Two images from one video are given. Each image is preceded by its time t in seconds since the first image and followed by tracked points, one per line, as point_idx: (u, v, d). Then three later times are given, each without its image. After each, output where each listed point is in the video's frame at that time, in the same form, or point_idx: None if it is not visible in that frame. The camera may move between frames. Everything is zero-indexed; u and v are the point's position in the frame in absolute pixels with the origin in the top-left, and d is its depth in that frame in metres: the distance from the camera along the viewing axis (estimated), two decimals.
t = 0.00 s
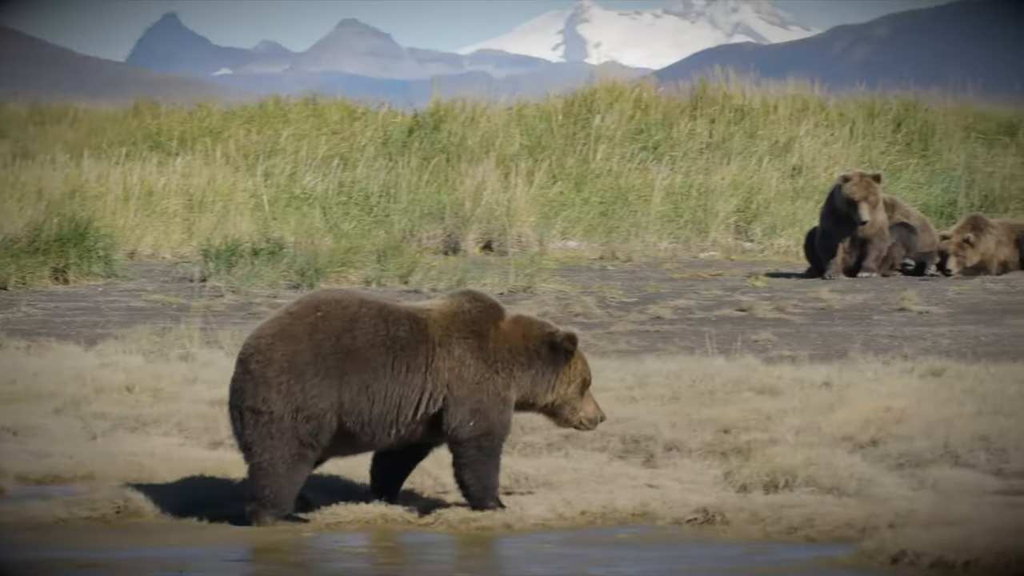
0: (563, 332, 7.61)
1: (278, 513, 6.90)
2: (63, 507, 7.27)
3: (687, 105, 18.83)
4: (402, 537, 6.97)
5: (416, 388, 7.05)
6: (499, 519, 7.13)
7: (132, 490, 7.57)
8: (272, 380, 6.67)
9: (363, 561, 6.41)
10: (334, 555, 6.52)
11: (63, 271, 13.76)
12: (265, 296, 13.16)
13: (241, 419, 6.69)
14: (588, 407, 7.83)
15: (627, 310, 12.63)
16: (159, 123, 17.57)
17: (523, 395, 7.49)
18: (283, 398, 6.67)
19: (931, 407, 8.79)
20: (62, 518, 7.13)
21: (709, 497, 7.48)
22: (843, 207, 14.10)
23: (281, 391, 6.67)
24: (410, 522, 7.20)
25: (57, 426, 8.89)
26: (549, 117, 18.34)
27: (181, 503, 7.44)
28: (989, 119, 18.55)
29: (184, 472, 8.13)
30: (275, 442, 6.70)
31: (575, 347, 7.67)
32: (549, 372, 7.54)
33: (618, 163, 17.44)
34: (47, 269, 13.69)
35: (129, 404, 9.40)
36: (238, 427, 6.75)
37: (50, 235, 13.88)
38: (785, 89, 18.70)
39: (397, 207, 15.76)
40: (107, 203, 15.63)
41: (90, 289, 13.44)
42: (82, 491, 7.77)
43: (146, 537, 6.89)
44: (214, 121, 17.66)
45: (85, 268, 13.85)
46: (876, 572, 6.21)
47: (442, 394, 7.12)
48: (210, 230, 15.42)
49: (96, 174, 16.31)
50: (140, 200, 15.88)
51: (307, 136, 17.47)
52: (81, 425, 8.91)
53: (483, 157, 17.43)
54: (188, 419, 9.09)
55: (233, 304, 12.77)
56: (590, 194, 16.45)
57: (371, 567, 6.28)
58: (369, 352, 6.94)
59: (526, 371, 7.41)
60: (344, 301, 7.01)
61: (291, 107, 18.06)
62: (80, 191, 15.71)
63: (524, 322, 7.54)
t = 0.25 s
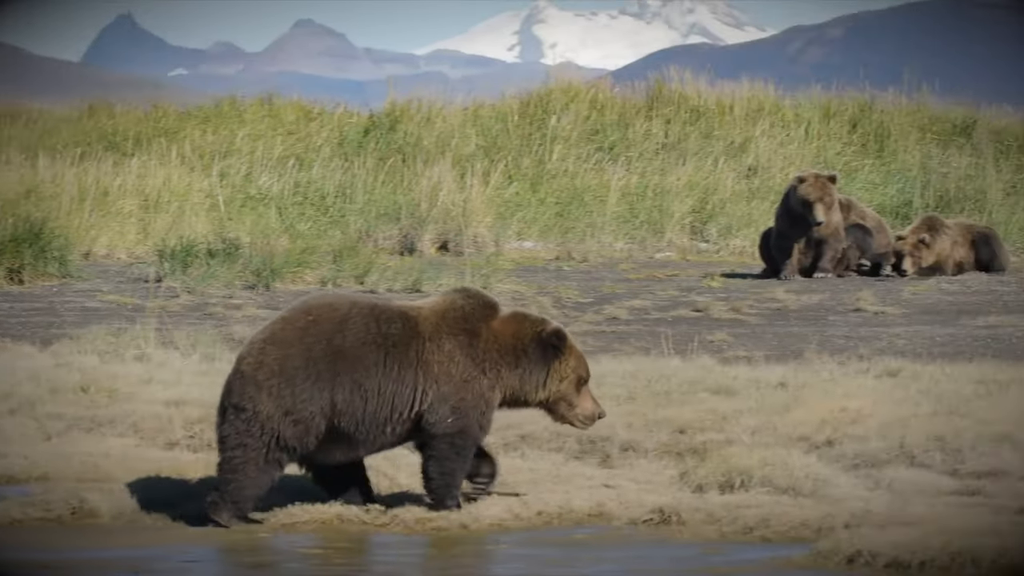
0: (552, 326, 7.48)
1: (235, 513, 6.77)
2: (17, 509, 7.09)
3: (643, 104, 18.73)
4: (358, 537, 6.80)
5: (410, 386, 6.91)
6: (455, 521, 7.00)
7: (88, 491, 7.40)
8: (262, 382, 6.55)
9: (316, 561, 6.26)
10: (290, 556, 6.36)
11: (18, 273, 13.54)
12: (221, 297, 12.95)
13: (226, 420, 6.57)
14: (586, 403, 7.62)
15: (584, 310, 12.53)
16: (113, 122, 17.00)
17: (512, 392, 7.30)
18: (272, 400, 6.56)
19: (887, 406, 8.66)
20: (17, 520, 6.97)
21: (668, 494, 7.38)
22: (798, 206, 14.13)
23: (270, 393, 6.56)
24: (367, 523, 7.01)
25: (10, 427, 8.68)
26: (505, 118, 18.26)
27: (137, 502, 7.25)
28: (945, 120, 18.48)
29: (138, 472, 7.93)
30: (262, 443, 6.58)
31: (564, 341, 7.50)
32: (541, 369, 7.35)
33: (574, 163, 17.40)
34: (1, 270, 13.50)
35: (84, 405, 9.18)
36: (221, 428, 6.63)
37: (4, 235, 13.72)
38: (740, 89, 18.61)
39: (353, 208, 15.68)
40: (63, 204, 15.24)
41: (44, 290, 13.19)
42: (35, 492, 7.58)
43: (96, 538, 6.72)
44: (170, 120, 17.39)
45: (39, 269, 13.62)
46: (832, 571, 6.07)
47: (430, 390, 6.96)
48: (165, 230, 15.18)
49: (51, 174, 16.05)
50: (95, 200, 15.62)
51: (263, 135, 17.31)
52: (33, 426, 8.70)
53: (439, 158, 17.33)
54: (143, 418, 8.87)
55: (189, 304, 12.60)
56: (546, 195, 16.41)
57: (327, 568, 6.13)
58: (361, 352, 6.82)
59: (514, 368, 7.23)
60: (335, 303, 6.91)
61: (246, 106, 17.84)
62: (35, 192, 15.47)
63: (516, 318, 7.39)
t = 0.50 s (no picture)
0: (551, 325, 7.03)
1: (222, 501, 6.46)
2: None
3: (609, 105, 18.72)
4: (319, 535, 6.54)
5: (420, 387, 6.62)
6: (422, 521, 6.68)
7: (53, 491, 7.18)
8: (276, 370, 6.31)
9: (275, 560, 6.04)
10: (256, 556, 6.14)
11: None
12: (186, 297, 12.77)
13: (235, 406, 6.29)
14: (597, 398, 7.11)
15: (551, 312, 12.40)
16: (80, 125, 17.53)
17: (511, 391, 6.85)
18: (283, 390, 6.30)
19: (855, 408, 8.55)
20: None
21: (639, 496, 7.17)
22: (765, 207, 14.12)
23: (283, 383, 6.30)
24: (333, 523, 6.66)
25: None
26: (470, 118, 18.20)
27: (96, 500, 7.01)
28: (910, 121, 18.71)
29: (103, 469, 7.69)
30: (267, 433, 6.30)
31: (565, 340, 7.02)
32: (541, 368, 6.89)
33: (540, 163, 17.32)
34: None
35: (49, 405, 8.98)
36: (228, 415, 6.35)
37: None
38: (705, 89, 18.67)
39: (318, 208, 15.64)
40: (28, 203, 15.23)
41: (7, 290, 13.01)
42: None
43: (52, 539, 6.50)
44: (136, 121, 17.69)
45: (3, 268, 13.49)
46: (797, 571, 5.76)
47: (426, 387, 6.63)
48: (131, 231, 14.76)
49: (16, 175, 15.95)
50: (60, 201, 15.43)
51: (229, 135, 17.33)
52: None
53: (405, 158, 17.19)
54: (109, 418, 8.67)
55: (154, 305, 12.45)
56: (512, 195, 16.37)
57: (292, 569, 5.90)
58: (374, 350, 6.56)
59: (511, 370, 6.82)
60: (355, 301, 6.69)
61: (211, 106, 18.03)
62: None
63: (519, 318, 6.99)
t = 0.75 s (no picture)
0: (575, 333, 6.85)
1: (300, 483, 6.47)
2: None
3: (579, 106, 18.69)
4: (288, 535, 6.44)
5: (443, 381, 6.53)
6: (391, 521, 6.60)
7: (20, 492, 7.06)
8: (318, 358, 6.33)
9: (244, 561, 5.95)
10: (225, 557, 6.04)
11: None
12: (155, 297, 12.64)
13: (286, 400, 6.29)
14: (611, 407, 6.91)
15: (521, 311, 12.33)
16: (48, 125, 17.38)
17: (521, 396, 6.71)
18: (327, 377, 6.33)
19: (825, 408, 8.52)
20: None
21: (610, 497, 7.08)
22: (733, 207, 14.13)
23: (327, 370, 6.33)
24: (303, 523, 6.58)
25: None
26: (440, 118, 18.11)
27: (65, 500, 6.90)
28: (881, 120, 18.67)
29: (71, 468, 7.56)
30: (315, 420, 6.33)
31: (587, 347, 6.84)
32: (557, 375, 6.74)
33: (510, 163, 17.27)
34: None
35: (18, 405, 8.85)
36: (274, 409, 6.33)
37: None
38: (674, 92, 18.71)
39: (289, 207, 15.54)
40: None
41: None
42: None
43: (18, 540, 6.39)
44: (105, 122, 17.65)
45: None
46: (766, 571, 5.68)
47: (438, 385, 6.52)
48: (101, 231, 14.72)
49: None
50: (28, 201, 15.31)
51: (198, 135, 17.26)
52: None
53: (374, 158, 17.07)
54: (79, 418, 8.55)
55: (123, 305, 12.32)
56: (482, 195, 16.32)
57: (260, 569, 5.81)
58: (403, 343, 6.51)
59: (523, 374, 6.67)
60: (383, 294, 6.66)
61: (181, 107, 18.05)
62: None
63: (537, 326, 6.83)
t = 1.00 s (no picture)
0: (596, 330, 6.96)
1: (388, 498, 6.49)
2: None
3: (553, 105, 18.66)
4: (262, 535, 6.36)
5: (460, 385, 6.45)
6: (365, 521, 6.47)
7: None
8: (339, 370, 6.15)
9: (217, 561, 5.87)
10: (198, 558, 5.95)
11: None
12: (129, 297, 12.53)
13: (317, 420, 6.12)
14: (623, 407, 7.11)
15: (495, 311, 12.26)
16: (21, 124, 17.23)
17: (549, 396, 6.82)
18: (352, 390, 6.16)
19: (798, 408, 8.51)
20: None
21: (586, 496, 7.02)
22: (707, 207, 14.14)
23: (349, 382, 6.16)
24: (277, 523, 6.49)
25: None
26: (413, 118, 18.05)
27: (38, 500, 6.82)
28: (853, 120, 18.71)
29: (44, 468, 7.46)
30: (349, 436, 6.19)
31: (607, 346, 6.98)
32: (582, 372, 6.88)
33: (484, 163, 17.22)
34: None
35: None
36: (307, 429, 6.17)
37: None
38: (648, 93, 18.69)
39: (262, 207, 15.43)
40: None
41: None
42: None
43: None
44: (78, 122, 17.52)
45: None
46: (738, 571, 5.62)
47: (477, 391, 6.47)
48: (74, 231, 14.61)
49: None
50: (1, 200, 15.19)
51: (172, 135, 17.17)
52: None
53: (348, 158, 16.95)
54: (52, 418, 8.44)
55: (96, 305, 12.20)
56: (455, 195, 16.27)
57: (233, 569, 5.73)
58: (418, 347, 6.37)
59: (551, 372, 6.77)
60: (390, 296, 6.49)
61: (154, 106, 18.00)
62: None
63: (552, 324, 6.90)
